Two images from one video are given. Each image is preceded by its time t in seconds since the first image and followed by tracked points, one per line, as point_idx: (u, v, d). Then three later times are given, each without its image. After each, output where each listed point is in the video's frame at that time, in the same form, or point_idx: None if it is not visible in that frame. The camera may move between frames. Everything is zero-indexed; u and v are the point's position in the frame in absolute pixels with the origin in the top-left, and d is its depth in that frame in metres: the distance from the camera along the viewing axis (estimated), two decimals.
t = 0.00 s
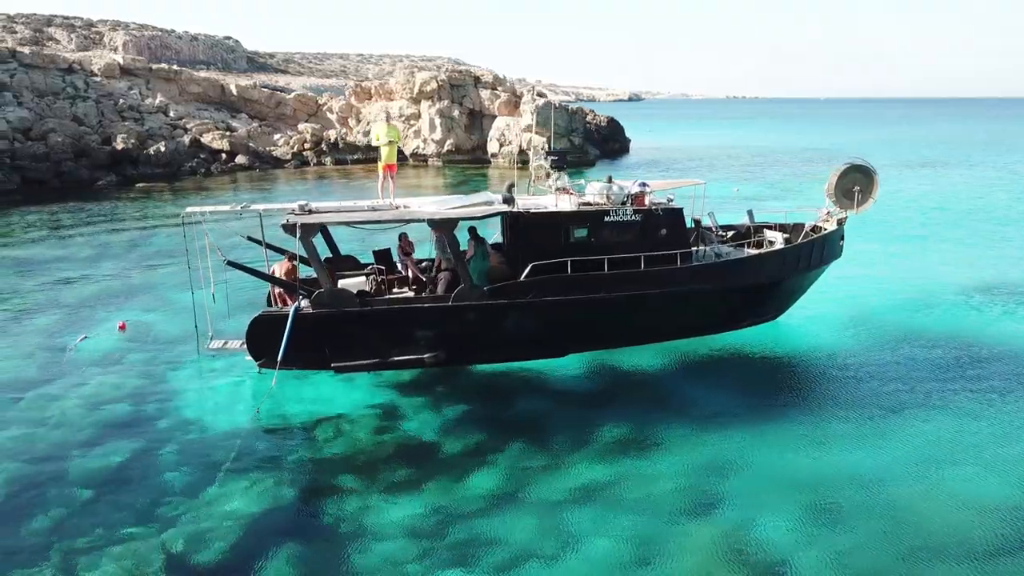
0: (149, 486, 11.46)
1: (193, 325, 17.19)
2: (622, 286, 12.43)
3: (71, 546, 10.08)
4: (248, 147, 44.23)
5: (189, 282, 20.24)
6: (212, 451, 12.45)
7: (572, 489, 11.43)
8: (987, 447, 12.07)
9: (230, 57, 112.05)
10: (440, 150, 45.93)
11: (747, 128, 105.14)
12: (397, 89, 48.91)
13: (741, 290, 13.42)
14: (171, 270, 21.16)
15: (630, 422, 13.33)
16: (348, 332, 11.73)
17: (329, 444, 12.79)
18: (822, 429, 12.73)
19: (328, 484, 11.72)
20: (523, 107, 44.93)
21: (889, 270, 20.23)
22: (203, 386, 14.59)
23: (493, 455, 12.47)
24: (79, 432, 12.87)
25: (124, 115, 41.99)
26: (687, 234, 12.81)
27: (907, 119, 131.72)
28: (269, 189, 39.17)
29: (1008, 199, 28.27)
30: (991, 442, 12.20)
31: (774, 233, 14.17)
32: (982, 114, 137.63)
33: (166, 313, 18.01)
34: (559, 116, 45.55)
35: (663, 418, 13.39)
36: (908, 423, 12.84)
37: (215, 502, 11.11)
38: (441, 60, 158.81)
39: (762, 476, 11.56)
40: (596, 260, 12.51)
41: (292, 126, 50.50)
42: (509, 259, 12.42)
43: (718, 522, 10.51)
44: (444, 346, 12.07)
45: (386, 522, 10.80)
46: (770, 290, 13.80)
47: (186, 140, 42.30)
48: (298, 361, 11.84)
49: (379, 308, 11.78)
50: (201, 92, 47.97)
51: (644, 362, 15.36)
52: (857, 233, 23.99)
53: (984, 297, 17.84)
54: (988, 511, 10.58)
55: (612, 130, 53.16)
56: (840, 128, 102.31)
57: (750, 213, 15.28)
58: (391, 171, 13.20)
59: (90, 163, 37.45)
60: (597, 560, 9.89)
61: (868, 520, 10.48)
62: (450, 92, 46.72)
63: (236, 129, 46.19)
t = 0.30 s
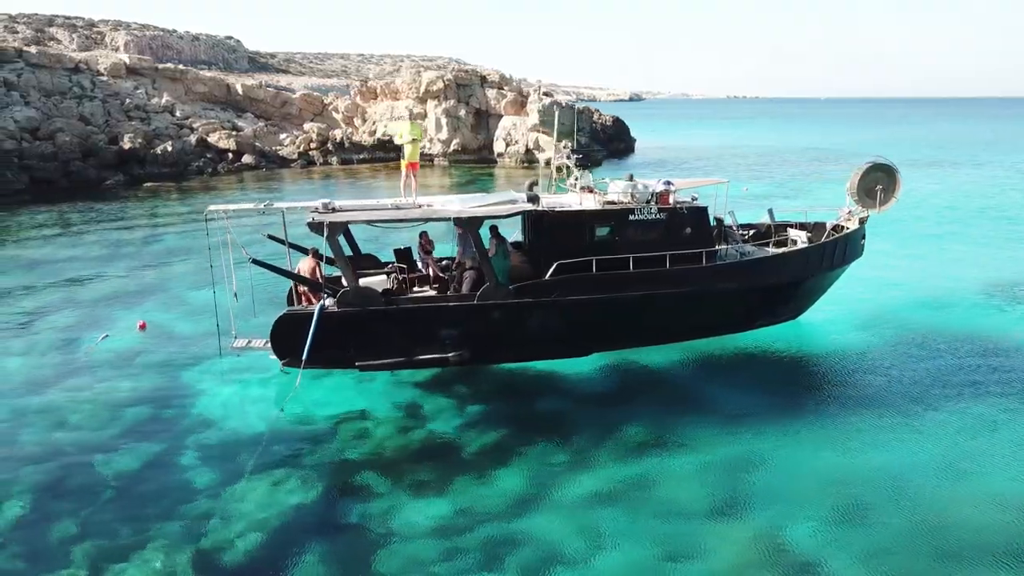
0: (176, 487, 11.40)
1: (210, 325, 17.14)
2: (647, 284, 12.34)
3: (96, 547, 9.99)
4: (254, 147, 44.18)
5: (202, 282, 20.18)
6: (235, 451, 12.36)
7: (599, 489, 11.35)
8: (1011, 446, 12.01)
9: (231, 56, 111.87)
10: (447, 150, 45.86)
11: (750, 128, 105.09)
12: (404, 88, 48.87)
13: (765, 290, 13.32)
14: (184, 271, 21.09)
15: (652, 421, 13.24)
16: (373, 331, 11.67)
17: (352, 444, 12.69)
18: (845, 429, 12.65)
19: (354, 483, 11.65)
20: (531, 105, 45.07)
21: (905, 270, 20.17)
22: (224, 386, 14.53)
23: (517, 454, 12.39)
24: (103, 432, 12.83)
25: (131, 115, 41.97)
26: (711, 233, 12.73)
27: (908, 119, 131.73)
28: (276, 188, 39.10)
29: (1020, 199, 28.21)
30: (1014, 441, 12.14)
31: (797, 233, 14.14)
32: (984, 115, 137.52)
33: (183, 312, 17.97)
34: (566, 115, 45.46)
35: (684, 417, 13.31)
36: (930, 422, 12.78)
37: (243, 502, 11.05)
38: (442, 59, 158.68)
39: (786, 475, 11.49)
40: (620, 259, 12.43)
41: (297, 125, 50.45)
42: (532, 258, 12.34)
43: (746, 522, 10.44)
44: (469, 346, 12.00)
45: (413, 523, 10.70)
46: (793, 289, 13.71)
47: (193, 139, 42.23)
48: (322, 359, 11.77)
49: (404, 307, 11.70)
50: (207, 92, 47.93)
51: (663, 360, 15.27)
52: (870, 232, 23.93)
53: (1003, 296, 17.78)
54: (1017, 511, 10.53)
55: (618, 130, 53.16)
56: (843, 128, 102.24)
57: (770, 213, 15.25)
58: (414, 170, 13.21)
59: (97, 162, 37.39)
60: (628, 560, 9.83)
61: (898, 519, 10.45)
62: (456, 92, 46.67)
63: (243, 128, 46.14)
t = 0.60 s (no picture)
0: (199, 487, 11.35)
1: (226, 325, 17.10)
2: (672, 284, 12.28)
3: (125, 547, 9.97)
4: (261, 147, 44.14)
5: (217, 282, 20.14)
6: (258, 452, 12.32)
7: (626, 489, 11.30)
8: None
9: (233, 56, 111.78)
10: (453, 149, 45.85)
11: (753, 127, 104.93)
12: (410, 88, 48.83)
13: (788, 289, 13.24)
14: (198, 271, 21.08)
15: (674, 420, 13.17)
16: (398, 329, 11.62)
17: (375, 445, 12.64)
18: (869, 428, 12.59)
19: (378, 482, 11.58)
20: (538, 105, 45.01)
21: (922, 269, 20.09)
22: (242, 386, 14.48)
23: (541, 453, 12.32)
24: (124, 433, 12.79)
25: (137, 114, 41.98)
26: (736, 231, 12.65)
27: (910, 118, 131.55)
28: (283, 188, 39.03)
29: None
30: None
31: (820, 233, 14.10)
32: (987, 114, 137.33)
33: (198, 312, 17.91)
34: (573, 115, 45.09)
35: (707, 416, 13.23)
36: (954, 421, 12.73)
37: (267, 503, 10.99)
38: (443, 59, 158.50)
39: (813, 475, 11.43)
40: (644, 258, 12.38)
41: (303, 125, 50.42)
42: (556, 256, 12.29)
43: (776, 522, 10.38)
44: (494, 345, 11.96)
45: (440, 522, 10.65)
46: (816, 288, 13.62)
47: (200, 139, 42.19)
48: (347, 358, 11.73)
49: (429, 306, 11.66)
50: (213, 91, 47.90)
51: (683, 360, 15.19)
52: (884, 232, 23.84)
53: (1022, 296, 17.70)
54: None
55: (624, 129, 53.18)
56: (846, 128, 102.17)
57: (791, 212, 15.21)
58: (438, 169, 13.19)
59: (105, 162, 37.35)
60: (658, 561, 9.78)
61: (927, 517, 10.41)
62: (463, 91, 46.67)
63: (249, 128, 46.10)
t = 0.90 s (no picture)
0: (223, 489, 11.26)
1: (242, 326, 17.03)
2: (697, 283, 12.21)
3: (151, 550, 9.89)
4: (267, 146, 44.08)
5: (231, 282, 20.08)
6: (280, 453, 12.24)
7: (653, 489, 11.22)
8: None
9: (235, 56, 111.71)
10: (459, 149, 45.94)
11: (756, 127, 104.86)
12: (415, 87, 48.78)
13: (812, 288, 13.16)
14: (211, 271, 21.02)
15: (697, 420, 13.10)
16: (423, 330, 11.57)
17: (398, 445, 12.55)
18: (893, 427, 12.53)
19: (402, 483, 11.49)
20: (544, 104, 44.76)
21: (939, 269, 20.01)
22: (262, 386, 14.40)
23: (565, 454, 12.24)
24: (145, 435, 12.71)
25: (143, 113, 41.94)
26: (760, 230, 12.59)
27: (912, 118, 131.45)
28: (290, 187, 38.96)
29: None
30: None
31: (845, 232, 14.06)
32: (989, 114, 137.24)
33: (214, 312, 17.86)
34: (579, 114, 44.98)
35: (730, 416, 13.16)
36: (978, 421, 12.67)
37: (293, 505, 10.90)
38: (444, 58, 158.43)
39: (840, 475, 11.37)
40: (669, 257, 12.32)
41: (308, 125, 50.37)
42: (581, 256, 12.24)
43: (806, 523, 10.31)
44: (519, 345, 11.90)
45: (467, 522, 10.55)
46: (839, 288, 13.54)
47: (206, 138, 42.13)
48: (372, 359, 11.68)
49: (454, 306, 11.61)
50: (218, 91, 47.86)
51: (703, 360, 15.12)
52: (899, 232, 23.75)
53: None
54: None
55: (630, 128, 53.09)
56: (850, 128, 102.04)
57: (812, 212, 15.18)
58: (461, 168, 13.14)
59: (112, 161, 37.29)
60: (690, 561, 9.70)
61: (958, 517, 10.35)
62: (469, 91, 46.66)
63: (255, 127, 46.03)
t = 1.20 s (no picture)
0: (250, 492, 11.17)
1: (259, 327, 16.95)
2: (724, 284, 12.13)
3: (180, 554, 9.80)
4: (273, 146, 43.98)
5: (245, 282, 20.01)
6: (305, 456, 12.14)
7: (682, 492, 11.13)
8: None
9: (236, 55, 111.55)
10: (466, 148, 46.02)
11: (758, 127, 104.78)
12: (422, 87, 48.75)
13: (838, 289, 13.07)
14: (226, 272, 20.94)
15: (721, 423, 13.01)
16: (450, 331, 11.50)
17: (422, 448, 12.46)
18: (919, 429, 12.44)
19: (428, 485, 11.39)
20: (550, 104, 44.56)
21: (956, 271, 19.92)
22: (281, 388, 14.32)
23: (591, 456, 12.15)
24: (167, 437, 12.63)
25: (150, 113, 41.88)
26: (787, 231, 12.52)
27: (913, 120, 131.36)
28: (297, 187, 38.85)
29: None
30: None
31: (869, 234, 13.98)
32: (991, 114, 137.02)
33: (229, 312, 17.77)
34: (586, 114, 44.89)
35: (755, 419, 13.07)
36: (1006, 422, 12.58)
37: (320, 509, 10.81)
38: (445, 58, 158.35)
39: (870, 477, 11.27)
40: (696, 258, 12.25)
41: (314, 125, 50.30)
42: (607, 257, 12.17)
43: (839, 526, 10.22)
44: (546, 347, 11.84)
45: (496, 526, 10.44)
46: (864, 289, 13.45)
47: (212, 138, 42.03)
48: (399, 360, 11.60)
49: (481, 308, 11.53)
50: (224, 91, 47.81)
51: (724, 361, 15.03)
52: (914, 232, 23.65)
53: None
54: None
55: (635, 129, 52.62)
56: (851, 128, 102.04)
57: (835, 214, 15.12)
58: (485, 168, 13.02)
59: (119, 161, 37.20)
60: (725, 564, 9.61)
61: (993, 519, 10.25)
62: (475, 91, 46.66)
63: (261, 127, 45.94)
